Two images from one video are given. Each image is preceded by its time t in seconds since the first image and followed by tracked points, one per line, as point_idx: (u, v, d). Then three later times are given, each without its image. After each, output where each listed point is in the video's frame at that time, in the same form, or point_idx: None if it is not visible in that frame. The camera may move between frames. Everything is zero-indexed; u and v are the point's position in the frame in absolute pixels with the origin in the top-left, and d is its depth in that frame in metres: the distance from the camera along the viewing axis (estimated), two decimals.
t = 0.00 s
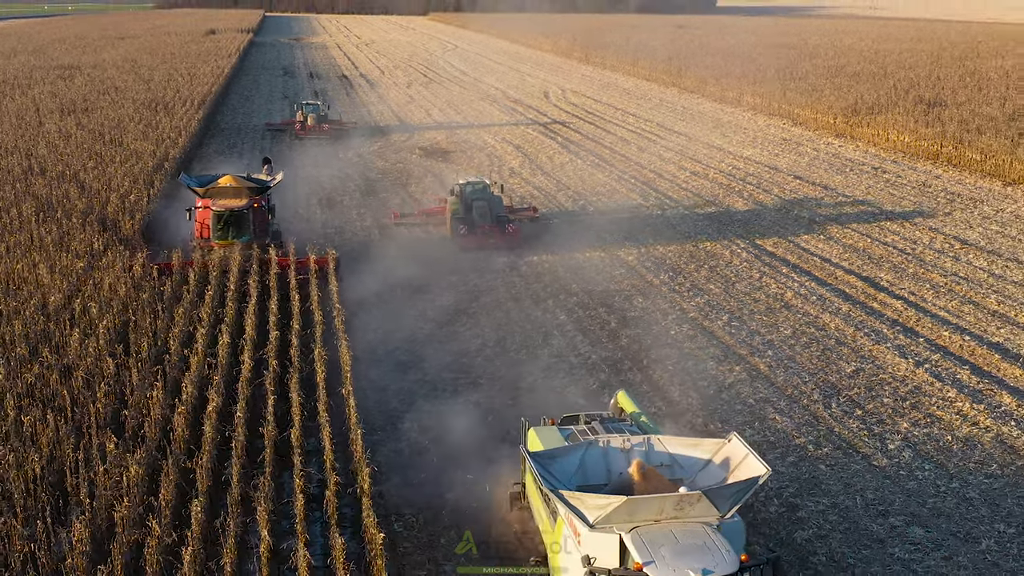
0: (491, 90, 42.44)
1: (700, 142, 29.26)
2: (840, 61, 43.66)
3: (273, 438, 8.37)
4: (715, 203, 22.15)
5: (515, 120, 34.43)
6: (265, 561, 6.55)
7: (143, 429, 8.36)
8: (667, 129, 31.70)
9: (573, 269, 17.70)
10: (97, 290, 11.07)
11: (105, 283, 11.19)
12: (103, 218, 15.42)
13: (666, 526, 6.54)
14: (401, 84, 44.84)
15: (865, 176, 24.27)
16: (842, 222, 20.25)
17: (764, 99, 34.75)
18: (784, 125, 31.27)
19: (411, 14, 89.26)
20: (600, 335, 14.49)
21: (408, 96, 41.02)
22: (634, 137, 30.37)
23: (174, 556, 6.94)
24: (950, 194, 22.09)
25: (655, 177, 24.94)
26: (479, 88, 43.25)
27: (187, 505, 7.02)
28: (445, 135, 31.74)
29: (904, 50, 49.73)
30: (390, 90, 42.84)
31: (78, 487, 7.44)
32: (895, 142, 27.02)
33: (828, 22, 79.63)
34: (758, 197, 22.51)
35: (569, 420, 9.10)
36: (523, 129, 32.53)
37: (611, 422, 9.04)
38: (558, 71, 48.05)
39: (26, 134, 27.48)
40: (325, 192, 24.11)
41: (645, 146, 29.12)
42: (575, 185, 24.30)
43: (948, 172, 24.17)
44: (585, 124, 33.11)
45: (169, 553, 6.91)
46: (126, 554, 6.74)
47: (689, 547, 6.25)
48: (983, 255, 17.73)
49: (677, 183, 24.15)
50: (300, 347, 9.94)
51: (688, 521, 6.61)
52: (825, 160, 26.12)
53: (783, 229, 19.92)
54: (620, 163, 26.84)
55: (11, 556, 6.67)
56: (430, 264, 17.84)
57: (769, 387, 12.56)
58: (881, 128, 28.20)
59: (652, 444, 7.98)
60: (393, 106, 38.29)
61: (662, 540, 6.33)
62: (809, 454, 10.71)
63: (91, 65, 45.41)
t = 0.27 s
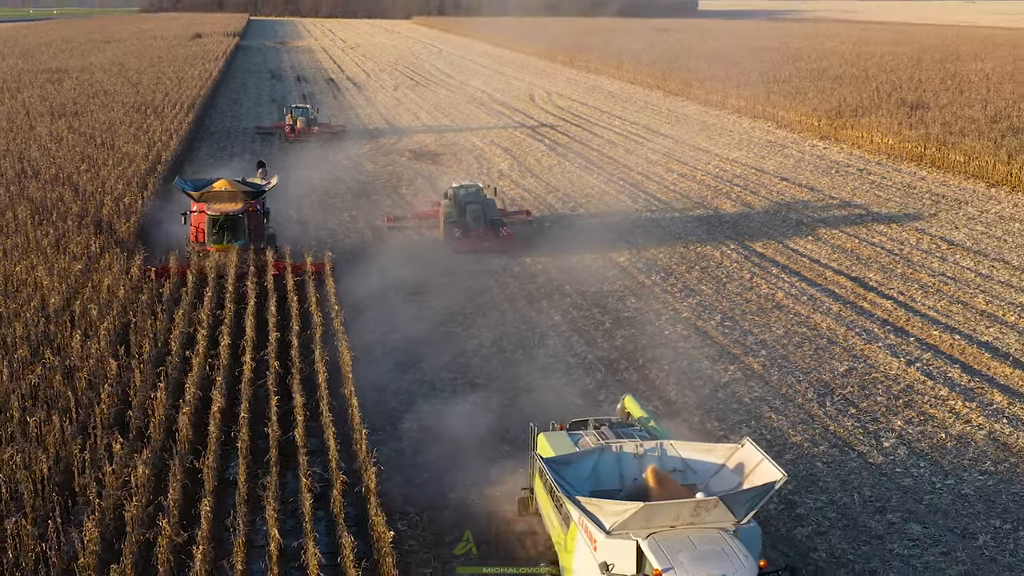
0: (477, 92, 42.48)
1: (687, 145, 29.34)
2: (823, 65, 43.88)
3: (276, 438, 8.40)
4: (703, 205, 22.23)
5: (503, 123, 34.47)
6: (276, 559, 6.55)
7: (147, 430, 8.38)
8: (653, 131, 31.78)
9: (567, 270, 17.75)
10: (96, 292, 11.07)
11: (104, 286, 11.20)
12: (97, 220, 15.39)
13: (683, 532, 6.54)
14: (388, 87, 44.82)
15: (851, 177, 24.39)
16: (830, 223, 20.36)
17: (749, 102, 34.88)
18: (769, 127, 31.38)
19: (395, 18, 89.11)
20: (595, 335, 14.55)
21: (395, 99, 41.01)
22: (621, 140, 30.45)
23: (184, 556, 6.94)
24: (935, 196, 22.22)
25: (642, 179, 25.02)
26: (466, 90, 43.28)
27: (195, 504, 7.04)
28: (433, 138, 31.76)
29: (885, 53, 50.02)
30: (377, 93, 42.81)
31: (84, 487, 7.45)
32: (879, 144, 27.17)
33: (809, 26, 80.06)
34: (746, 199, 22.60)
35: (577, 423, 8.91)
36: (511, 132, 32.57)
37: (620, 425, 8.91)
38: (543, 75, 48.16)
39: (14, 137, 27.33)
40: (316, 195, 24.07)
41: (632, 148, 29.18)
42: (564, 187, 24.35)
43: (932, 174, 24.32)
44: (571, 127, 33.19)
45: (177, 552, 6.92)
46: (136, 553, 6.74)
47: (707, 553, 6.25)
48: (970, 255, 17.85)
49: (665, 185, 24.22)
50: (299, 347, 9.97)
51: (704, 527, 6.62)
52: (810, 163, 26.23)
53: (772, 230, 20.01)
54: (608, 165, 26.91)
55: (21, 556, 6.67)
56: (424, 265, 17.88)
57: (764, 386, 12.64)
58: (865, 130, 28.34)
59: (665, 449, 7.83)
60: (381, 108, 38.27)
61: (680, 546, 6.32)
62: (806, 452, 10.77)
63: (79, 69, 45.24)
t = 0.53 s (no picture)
0: (465, 96, 42.55)
1: (674, 147, 29.46)
2: (806, 67, 44.12)
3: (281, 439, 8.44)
4: (693, 206, 22.32)
5: (492, 125, 34.54)
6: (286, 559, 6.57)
7: (153, 431, 8.41)
8: (641, 134, 31.89)
9: (561, 272, 17.80)
10: (96, 295, 11.08)
11: (104, 288, 11.21)
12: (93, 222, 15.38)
13: (702, 538, 6.34)
14: (376, 90, 44.84)
15: (838, 179, 24.53)
16: (818, 224, 20.47)
17: (734, 105, 35.05)
18: (755, 129, 31.53)
19: (382, 21, 89.18)
20: (591, 335, 14.59)
21: (384, 102, 41.04)
22: (609, 142, 30.54)
23: (194, 556, 6.95)
24: (921, 197, 22.36)
25: (631, 181, 25.11)
26: (454, 94, 43.34)
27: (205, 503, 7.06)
28: (423, 141, 31.80)
29: (868, 55, 50.35)
30: (365, 96, 42.84)
31: (93, 488, 7.47)
32: (864, 146, 27.33)
33: (793, 29, 80.51)
34: (735, 201, 22.70)
35: (589, 429, 8.80)
36: (500, 134, 32.63)
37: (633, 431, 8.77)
38: (530, 78, 48.25)
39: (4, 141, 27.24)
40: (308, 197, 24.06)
41: (620, 150, 29.27)
42: (555, 190, 24.41)
43: (918, 175, 24.48)
44: (560, 129, 33.28)
45: (187, 552, 6.94)
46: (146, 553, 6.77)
47: (727, 559, 6.06)
48: (958, 256, 17.96)
49: (653, 187, 24.31)
50: (301, 349, 10.00)
51: (723, 533, 6.41)
52: (797, 164, 26.37)
53: (761, 231, 20.10)
54: (598, 167, 26.99)
55: (32, 556, 6.68)
56: (418, 267, 17.91)
57: (760, 385, 12.71)
58: (850, 133, 28.50)
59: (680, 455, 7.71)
60: (371, 112, 38.30)
61: (698, 553, 6.13)
62: (803, 450, 10.84)
63: (68, 73, 45.13)
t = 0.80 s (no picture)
0: (453, 99, 42.60)
1: (662, 149, 29.56)
2: (790, 71, 44.33)
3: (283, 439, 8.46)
4: (683, 208, 22.40)
5: (481, 128, 34.60)
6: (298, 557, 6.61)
7: (157, 432, 8.43)
8: (629, 136, 31.99)
9: (555, 273, 17.84)
10: (97, 297, 11.09)
11: (104, 290, 11.22)
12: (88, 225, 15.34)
13: (721, 544, 6.33)
14: (365, 94, 44.85)
15: (825, 181, 24.67)
16: (807, 225, 20.58)
17: (720, 107, 35.20)
18: (741, 132, 31.66)
19: (369, 25, 89.18)
20: (587, 336, 14.64)
21: (372, 105, 41.03)
22: (598, 145, 30.63)
23: (204, 554, 6.97)
24: (908, 199, 22.51)
25: (621, 183, 25.20)
26: (442, 97, 43.40)
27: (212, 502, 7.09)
28: (413, 143, 31.83)
29: (851, 59, 50.65)
30: (354, 99, 42.83)
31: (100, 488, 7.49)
32: (850, 148, 27.49)
33: (777, 32, 80.89)
34: (724, 202, 22.80)
35: (599, 433, 8.75)
36: (489, 137, 32.69)
37: (642, 436, 8.73)
38: (517, 81, 48.32)
39: None
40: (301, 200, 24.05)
41: (609, 153, 29.36)
42: (546, 192, 24.48)
43: (904, 177, 24.64)
44: (548, 132, 33.35)
45: (197, 551, 6.95)
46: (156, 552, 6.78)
47: (747, 566, 6.05)
48: (946, 256, 18.08)
49: (643, 189, 24.39)
50: (301, 351, 10.04)
51: (741, 539, 6.41)
52: (784, 166, 26.49)
53: (752, 233, 20.18)
54: (587, 169, 27.07)
55: (44, 555, 6.70)
56: (414, 269, 17.89)
57: (754, 384, 12.79)
58: (836, 135, 28.67)
59: (695, 460, 7.65)
60: (361, 115, 38.31)
61: (718, 560, 6.12)
62: (800, 449, 10.91)
63: (58, 76, 44.96)
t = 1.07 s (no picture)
0: (441, 102, 42.64)
1: (649, 152, 29.65)
2: (774, 74, 44.56)
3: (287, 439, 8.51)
4: (672, 210, 22.49)
5: (470, 131, 34.66)
6: (307, 556, 6.65)
7: (162, 433, 8.47)
8: (616, 139, 32.07)
9: (549, 274, 17.89)
10: (97, 299, 11.11)
11: (104, 293, 11.24)
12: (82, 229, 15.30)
13: (739, 551, 6.34)
14: (353, 97, 44.82)
15: (812, 183, 24.80)
16: (795, 227, 20.69)
17: (706, 110, 35.33)
18: (727, 134, 31.78)
19: (356, 29, 89.14)
20: (583, 336, 14.70)
21: (361, 108, 41.01)
22: (586, 147, 30.71)
23: (213, 554, 7.02)
24: (894, 200, 22.65)
25: (610, 186, 25.28)
26: (430, 100, 43.42)
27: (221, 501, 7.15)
28: (403, 146, 31.85)
29: (834, 62, 50.95)
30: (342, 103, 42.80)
31: (109, 488, 7.53)
32: (835, 151, 27.63)
33: (760, 36, 81.27)
34: (713, 204, 22.89)
35: (611, 438, 8.66)
36: (478, 140, 32.74)
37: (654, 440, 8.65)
38: (503, 84, 48.38)
39: None
40: (293, 203, 24.03)
41: (598, 155, 29.44)
42: (537, 194, 24.54)
43: (889, 179, 24.79)
44: (537, 135, 33.42)
45: (207, 550, 7.01)
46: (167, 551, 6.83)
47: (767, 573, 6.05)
48: (934, 257, 18.21)
49: (632, 192, 24.48)
50: (302, 352, 10.09)
51: (760, 546, 6.41)
52: (771, 169, 26.60)
53: (741, 234, 20.28)
54: (577, 172, 27.14)
55: (55, 555, 6.74)
56: (409, 271, 17.92)
57: (750, 384, 12.86)
58: (821, 138, 28.82)
59: (710, 465, 7.64)
60: (350, 118, 38.29)
61: (737, 566, 6.12)
62: (798, 448, 10.97)
63: (47, 80, 44.79)
